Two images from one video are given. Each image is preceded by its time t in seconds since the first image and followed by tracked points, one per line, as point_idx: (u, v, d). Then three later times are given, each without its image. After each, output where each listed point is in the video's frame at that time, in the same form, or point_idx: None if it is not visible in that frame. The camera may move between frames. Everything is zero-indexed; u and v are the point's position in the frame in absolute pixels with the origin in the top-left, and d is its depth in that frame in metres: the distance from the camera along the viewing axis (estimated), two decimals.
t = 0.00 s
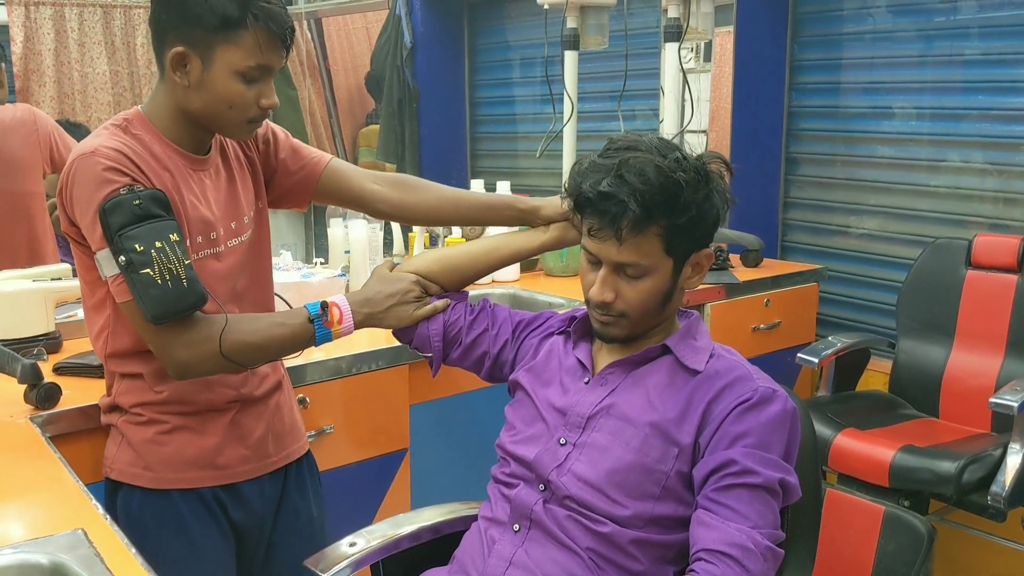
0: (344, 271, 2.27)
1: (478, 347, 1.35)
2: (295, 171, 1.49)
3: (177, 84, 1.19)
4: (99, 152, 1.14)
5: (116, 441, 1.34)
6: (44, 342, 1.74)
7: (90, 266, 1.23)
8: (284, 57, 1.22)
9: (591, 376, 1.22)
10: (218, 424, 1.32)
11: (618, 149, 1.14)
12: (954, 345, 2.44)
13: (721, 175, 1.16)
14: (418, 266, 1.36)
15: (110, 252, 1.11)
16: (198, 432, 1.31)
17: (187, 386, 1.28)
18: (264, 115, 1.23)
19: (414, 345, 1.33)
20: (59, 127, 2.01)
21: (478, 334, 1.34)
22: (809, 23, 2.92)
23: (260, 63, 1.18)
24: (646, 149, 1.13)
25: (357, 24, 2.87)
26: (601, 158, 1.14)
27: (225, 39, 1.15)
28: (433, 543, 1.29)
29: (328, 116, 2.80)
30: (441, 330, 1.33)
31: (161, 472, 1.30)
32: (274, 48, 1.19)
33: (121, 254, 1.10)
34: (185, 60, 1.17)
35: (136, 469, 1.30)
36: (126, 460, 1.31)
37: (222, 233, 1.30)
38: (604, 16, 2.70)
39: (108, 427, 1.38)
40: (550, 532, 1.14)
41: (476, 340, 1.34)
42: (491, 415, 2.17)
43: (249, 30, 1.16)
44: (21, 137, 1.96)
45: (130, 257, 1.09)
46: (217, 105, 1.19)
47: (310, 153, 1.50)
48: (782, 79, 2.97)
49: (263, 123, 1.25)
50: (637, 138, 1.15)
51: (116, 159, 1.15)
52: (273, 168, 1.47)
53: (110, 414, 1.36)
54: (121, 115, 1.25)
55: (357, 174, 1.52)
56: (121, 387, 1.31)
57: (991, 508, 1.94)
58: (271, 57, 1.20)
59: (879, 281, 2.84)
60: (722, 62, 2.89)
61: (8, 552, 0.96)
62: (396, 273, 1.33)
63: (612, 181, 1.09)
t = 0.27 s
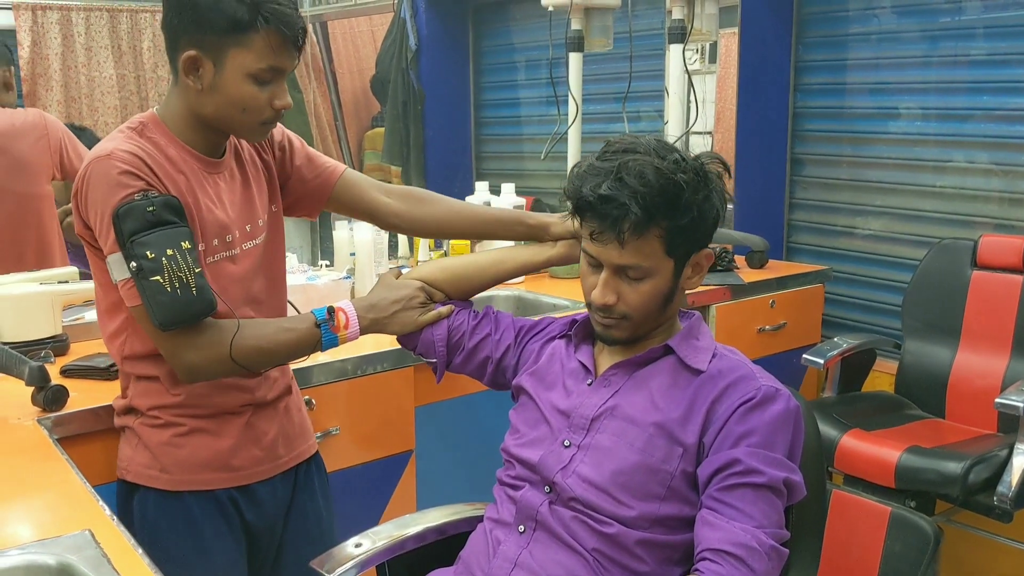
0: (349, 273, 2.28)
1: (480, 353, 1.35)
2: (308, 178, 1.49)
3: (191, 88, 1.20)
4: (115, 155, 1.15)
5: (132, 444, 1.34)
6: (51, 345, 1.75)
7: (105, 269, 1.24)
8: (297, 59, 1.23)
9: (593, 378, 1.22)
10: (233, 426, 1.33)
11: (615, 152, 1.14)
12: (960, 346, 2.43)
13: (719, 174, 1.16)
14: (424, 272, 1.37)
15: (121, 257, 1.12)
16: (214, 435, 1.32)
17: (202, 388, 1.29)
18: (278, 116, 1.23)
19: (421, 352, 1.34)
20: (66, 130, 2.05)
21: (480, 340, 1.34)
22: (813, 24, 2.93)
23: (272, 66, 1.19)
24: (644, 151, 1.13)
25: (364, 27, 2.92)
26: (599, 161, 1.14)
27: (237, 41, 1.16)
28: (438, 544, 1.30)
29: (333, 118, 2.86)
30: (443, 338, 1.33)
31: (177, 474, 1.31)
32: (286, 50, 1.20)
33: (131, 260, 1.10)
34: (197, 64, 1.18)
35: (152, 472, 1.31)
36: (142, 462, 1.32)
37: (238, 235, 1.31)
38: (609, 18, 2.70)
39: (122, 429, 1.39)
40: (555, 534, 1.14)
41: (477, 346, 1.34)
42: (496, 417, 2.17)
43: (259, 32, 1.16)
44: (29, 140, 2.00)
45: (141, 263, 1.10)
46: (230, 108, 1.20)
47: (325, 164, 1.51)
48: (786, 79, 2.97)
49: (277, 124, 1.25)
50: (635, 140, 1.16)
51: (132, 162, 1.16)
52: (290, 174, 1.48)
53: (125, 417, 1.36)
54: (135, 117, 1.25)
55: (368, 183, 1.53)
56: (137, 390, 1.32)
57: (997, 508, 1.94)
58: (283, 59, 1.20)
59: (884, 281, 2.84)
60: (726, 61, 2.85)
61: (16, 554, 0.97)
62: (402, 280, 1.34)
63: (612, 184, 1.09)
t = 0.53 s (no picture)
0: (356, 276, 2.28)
1: (491, 367, 1.35)
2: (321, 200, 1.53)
3: (198, 88, 1.21)
4: (135, 159, 1.16)
5: (174, 444, 1.35)
6: (60, 348, 1.76)
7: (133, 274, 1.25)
8: (298, 45, 1.23)
9: (600, 380, 1.22)
10: (277, 423, 1.38)
11: (611, 157, 1.15)
12: (969, 346, 2.42)
13: (719, 172, 1.16)
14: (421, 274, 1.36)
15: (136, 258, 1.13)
16: (260, 431, 1.36)
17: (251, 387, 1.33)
18: (287, 107, 1.24)
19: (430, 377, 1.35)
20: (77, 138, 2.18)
21: (489, 356, 1.35)
22: (821, 25, 2.92)
23: (274, 55, 1.19)
24: (637, 154, 1.14)
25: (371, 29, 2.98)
26: (595, 167, 1.15)
27: (239, 35, 1.16)
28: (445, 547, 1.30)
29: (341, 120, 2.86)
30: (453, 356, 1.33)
31: (226, 471, 1.33)
32: (286, 36, 1.20)
33: (145, 261, 1.11)
34: (202, 63, 1.19)
35: (199, 470, 1.33)
36: (189, 460, 1.33)
37: (260, 236, 1.32)
38: (615, 20, 2.70)
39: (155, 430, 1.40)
40: (561, 535, 1.14)
41: (487, 361, 1.35)
42: (504, 420, 2.18)
43: (256, 22, 1.17)
44: (41, 143, 2.10)
45: (153, 265, 1.11)
46: (239, 102, 1.21)
47: (334, 197, 1.56)
48: (794, 79, 2.96)
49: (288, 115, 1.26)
50: (628, 144, 1.16)
51: (152, 167, 1.17)
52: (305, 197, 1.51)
53: (163, 418, 1.37)
54: (154, 122, 1.26)
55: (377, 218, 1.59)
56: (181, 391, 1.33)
57: (1009, 510, 1.89)
58: (285, 48, 1.20)
59: (892, 282, 2.83)
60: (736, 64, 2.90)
61: (25, 556, 0.97)
62: (420, 293, 1.30)
63: (605, 192, 1.10)
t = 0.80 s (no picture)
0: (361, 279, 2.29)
1: (498, 352, 1.36)
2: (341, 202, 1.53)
3: (210, 100, 1.21)
4: (174, 173, 1.17)
5: (187, 442, 1.38)
6: (66, 352, 1.77)
7: (165, 276, 1.28)
8: (307, 50, 1.21)
9: (606, 384, 1.22)
10: (288, 426, 1.38)
11: (616, 167, 1.14)
12: (975, 348, 2.41)
13: (726, 181, 1.15)
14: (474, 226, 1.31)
15: (228, 250, 1.14)
16: (272, 434, 1.36)
17: (264, 389, 1.34)
18: (300, 113, 1.23)
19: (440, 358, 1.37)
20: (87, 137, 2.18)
21: (497, 340, 1.36)
22: (825, 26, 2.92)
23: (282, 64, 1.18)
24: (645, 164, 1.13)
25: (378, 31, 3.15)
26: (601, 177, 1.14)
27: (244, 47, 1.15)
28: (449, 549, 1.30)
29: (346, 124, 2.89)
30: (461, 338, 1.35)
31: (236, 472, 1.35)
32: (292, 45, 1.18)
33: (241, 240, 1.12)
34: (210, 76, 1.18)
35: (211, 470, 1.35)
36: (201, 460, 1.36)
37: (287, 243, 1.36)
38: (620, 22, 2.70)
39: (173, 427, 1.43)
40: (564, 539, 1.15)
41: (494, 345, 1.36)
42: (508, 422, 2.18)
43: (262, 33, 1.15)
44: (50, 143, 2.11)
45: (251, 237, 1.12)
46: (251, 111, 1.19)
47: (354, 196, 1.55)
48: (798, 80, 2.96)
49: (303, 120, 1.25)
50: (634, 153, 1.15)
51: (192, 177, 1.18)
52: (325, 192, 1.51)
53: (180, 416, 1.40)
54: (177, 131, 1.26)
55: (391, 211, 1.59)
56: (197, 393, 1.35)
57: (1013, 513, 1.91)
58: (292, 56, 1.18)
59: (898, 284, 2.82)
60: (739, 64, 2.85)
61: (29, 559, 0.98)
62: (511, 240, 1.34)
63: (611, 205, 1.09)
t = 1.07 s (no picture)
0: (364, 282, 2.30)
1: (501, 344, 1.37)
2: (356, 191, 1.58)
3: (252, 102, 1.26)
4: (240, 177, 1.24)
5: (223, 446, 1.43)
6: (70, 354, 1.77)
7: (213, 284, 1.33)
8: (348, 52, 1.28)
9: (609, 387, 1.22)
10: (323, 426, 1.45)
11: (623, 172, 1.14)
12: (980, 350, 2.41)
13: (734, 186, 1.15)
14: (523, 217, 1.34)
15: (309, 246, 1.25)
16: (308, 434, 1.43)
17: (301, 391, 1.41)
18: (339, 113, 1.28)
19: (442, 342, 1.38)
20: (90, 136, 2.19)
21: (500, 331, 1.36)
22: (829, 28, 2.91)
23: (327, 66, 1.24)
24: (653, 170, 1.12)
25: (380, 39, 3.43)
26: (608, 183, 1.13)
27: (289, 49, 1.21)
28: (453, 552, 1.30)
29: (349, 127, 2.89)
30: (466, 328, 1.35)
31: (275, 473, 1.42)
32: (337, 48, 1.25)
33: (325, 234, 1.24)
34: (254, 78, 1.24)
35: (250, 473, 1.41)
36: (238, 463, 1.41)
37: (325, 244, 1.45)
38: (623, 25, 2.70)
39: (201, 429, 1.47)
40: (566, 542, 1.15)
41: (497, 336, 1.36)
42: (512, 425, 2.18)
43: (310, 35, 1.22)
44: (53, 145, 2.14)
45: (334, 231, 1.24)
46: (293, 113, 1.26)
47: (369, 178, 1.59)
48: (803, 82, 2.96)
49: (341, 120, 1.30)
50: (641, 157, 1.14)
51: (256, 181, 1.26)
52: (340, 180, 1.56)
53: (213, 420, 1.44)
54: (219, 134, 1.31)
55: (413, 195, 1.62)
56: (236, 398, 1.41)
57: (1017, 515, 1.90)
58: (336, 57, 1.25)
59: (903, 286, 2.82)
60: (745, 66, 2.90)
61: (32, 562, 0.98)
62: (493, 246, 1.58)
63: (619, 211, 1.09)
